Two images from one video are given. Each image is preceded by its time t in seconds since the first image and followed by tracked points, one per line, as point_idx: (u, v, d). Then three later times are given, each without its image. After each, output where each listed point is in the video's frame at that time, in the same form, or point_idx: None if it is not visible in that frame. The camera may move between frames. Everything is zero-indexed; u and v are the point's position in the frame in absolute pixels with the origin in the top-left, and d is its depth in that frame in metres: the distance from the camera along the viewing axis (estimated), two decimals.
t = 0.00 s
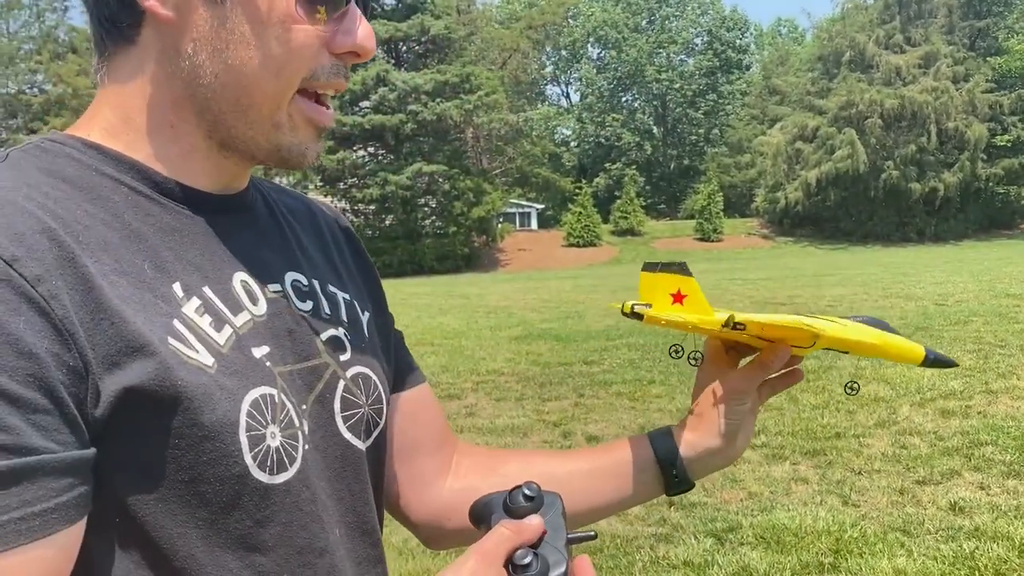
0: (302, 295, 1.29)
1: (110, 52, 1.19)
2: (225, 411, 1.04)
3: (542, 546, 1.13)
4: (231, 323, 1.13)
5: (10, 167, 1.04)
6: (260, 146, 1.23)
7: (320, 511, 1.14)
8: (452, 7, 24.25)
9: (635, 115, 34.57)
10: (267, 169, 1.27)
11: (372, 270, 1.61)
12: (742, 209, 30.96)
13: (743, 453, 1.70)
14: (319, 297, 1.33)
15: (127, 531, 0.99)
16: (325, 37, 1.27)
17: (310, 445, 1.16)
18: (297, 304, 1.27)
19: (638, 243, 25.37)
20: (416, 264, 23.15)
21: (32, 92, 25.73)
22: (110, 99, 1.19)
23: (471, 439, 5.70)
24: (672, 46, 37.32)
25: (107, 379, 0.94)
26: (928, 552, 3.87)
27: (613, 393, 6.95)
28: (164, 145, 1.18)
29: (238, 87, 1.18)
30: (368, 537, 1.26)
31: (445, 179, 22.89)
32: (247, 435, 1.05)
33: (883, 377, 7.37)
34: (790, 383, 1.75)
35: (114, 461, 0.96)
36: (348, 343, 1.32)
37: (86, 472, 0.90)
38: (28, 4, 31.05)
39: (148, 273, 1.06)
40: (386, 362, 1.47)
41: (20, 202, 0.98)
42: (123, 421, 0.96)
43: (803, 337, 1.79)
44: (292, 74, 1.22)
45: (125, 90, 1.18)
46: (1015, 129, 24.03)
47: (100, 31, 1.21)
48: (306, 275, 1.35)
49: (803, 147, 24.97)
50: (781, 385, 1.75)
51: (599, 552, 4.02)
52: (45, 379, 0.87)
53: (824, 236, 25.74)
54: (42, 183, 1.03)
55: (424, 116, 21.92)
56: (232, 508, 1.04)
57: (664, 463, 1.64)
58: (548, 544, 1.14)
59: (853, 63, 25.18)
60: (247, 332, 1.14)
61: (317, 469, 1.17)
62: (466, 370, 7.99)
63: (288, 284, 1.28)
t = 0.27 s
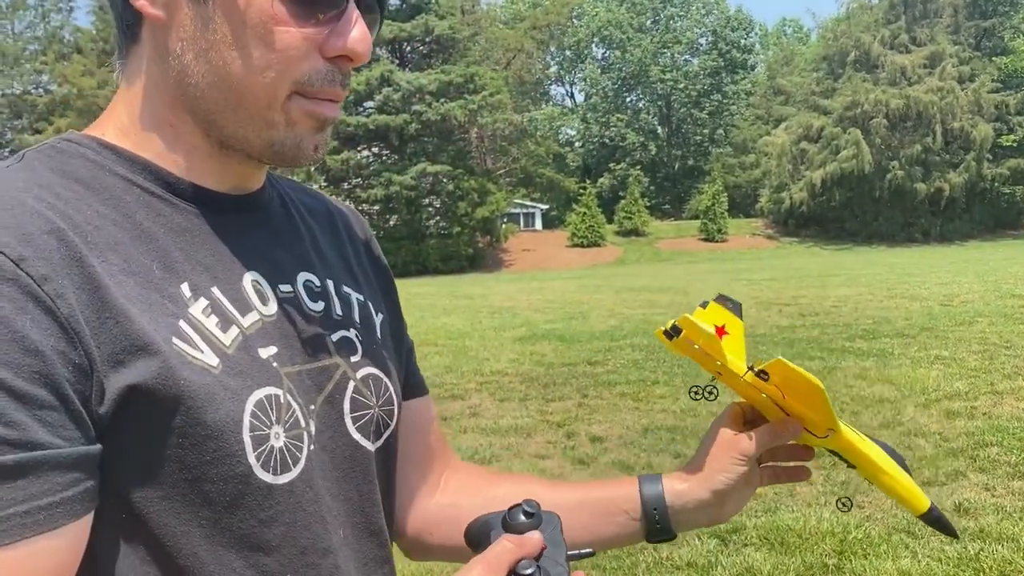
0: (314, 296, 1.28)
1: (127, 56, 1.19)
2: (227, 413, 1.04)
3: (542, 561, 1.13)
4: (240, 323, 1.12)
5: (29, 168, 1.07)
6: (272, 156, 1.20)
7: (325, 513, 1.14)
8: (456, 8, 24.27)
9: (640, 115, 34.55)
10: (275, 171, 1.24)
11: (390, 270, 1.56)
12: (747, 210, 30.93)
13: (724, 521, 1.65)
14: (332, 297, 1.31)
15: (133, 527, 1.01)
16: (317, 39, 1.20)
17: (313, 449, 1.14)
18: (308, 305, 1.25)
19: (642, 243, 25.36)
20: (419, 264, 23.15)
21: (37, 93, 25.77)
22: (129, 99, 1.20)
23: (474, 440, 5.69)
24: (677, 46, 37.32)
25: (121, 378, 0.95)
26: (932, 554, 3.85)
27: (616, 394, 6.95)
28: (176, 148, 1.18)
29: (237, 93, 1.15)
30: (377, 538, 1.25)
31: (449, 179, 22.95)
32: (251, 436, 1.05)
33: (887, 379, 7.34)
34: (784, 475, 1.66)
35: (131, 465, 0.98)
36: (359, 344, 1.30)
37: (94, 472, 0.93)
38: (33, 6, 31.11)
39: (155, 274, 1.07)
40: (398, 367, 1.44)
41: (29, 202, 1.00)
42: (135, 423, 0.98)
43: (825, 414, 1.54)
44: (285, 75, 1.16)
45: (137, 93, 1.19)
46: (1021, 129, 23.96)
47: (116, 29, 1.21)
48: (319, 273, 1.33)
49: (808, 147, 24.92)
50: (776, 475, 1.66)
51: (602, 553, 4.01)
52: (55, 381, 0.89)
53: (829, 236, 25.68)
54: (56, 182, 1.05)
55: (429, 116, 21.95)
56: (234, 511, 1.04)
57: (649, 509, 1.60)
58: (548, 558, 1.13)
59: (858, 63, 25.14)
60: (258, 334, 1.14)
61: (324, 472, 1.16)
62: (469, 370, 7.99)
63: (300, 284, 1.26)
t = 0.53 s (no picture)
0: (313, 293, 1.24)
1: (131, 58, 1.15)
2: (220, 404, 1.01)
3: None
4: (238, 318, 1.09)
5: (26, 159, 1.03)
6: (277, 153, 1.17)
7: (316, 508, 1.11)
8: (450, 7, 24.24)
9: (634, 115, 34.56)
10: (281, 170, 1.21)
11: (390, 269, 1.54)
12: (741, 209, 30.95)
13: None
14: (332, 297, 1.28)
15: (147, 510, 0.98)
16: (332, 52, 1.19)
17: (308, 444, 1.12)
18: (306, 303, 1.22)
19: (635, 243, 25.34)
20: (413, 264, 23.11)
21: (29, 91, 25.64)
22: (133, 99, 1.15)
23: (469, 440, 5.69)
24: (670, 45, 37.35)
25: (131, 353, 0.94)
26: (925, 552, 3.86)
27: (611, 393, 6.95)
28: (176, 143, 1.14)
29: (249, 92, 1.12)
30: (372, 533, 1.23)
31: (443, 179, 22.91)
32: (245, 426, 1.03)
33: (881, 378, 7.36)
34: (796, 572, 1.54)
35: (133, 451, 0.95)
36: (357, 343, 1.27)
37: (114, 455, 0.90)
38: (25, 5, 30.96)
39: (158, 264, 1.04)
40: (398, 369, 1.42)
41: (38, 185, 0.98)
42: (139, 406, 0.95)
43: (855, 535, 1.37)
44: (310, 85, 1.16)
45: (142, 94, 1.14)
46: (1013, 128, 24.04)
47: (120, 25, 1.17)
48: (320, 273, 1.30)
49: (801, 147, 24.96)
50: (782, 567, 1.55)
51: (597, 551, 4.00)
52: (70, 345, 0.88)
53: (823, 236, 25.72)
54: (63, 174, 1.02)
55: (423, 115, 21.96)
56: (231, 501, 1.02)
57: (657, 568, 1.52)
58: None
59: (851, 62, 25.17)
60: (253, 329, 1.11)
61: (316, 468, 1.13)
62: (464, 370, 7.98)
63: (299, 283, 1.23)
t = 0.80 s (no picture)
0: (336, 292, 1.26)
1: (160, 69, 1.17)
2: (251, 393, 1.03)
3: None
4: (265, 309, 1.10)
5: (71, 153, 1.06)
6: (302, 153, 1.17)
7: (342, 501, 1.11)
8: (434, 7, 24.24)
9: (618, 115, 34.65)
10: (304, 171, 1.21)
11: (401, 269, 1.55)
12: (724, 209, 31.05)
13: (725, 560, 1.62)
14: (353, 295, 1.31)
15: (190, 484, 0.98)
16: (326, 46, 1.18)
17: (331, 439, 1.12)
18: (331, 301, 1.24)
19: (619, 243, 25.37)
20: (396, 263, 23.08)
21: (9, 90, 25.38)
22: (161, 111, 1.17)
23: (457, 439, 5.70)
24: (654, 46, 37.46)
25: (173, 333, 0.96)
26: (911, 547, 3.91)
27: (598, 392, 6.97)
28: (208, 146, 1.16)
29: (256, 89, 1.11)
30: (385, 527, 1.22)
31: (427, 179, 22.89)
32: (273, 411, 1.04)
33: (865, 376, 7.42)
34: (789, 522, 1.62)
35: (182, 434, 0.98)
36: (376, 339, 1.29)
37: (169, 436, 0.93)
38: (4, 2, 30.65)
39: (195, 255, 1.05)
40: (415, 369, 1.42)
41: (82, 177, 1.01)
42: (181, 385, 0.97)
43: (834, 469, 1.45)
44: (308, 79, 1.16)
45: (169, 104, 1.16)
46: (992, 129, 24.28)
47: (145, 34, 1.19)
48: (341, 272, 1.32)
49: (784, 147, 25.11)
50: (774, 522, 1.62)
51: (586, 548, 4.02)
52: (119, 324, 0.91)
53: (805, 236, 25.86)
54: (107, 169, 1.05)
55: (407, 115, 21.97)
56: (263, 486, 1.02)
57: (663, 539, 1.58)
58: None
59: (834, 63, 25.31)
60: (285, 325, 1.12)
61: (342, 464, 1.14)
62: (450, 369, 7.97)
63: (323, 281, 1.25)
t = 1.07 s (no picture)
0: (366, 288, 1.26)
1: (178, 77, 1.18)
2: (270, 387, 1.04)
3: None
4: (291, 304, 1.11)
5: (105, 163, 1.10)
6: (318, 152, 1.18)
7: (365, 494, 1.13)
8: (411, 6, 24.23)
9: (593, 115, 34.78)
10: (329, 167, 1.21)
11: (440, 266, 1.55)
12: (699, 208, 31.24)
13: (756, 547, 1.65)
14: (383, 289, 1.30)
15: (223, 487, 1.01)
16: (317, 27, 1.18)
17: (359, 429, 1.14)
18: (360, 297, 1.24)
19: (596, 242, 25.45)
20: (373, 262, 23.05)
21: None
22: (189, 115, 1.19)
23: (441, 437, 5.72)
24: (629, 46, 37.61)
25: (197, 330, 0.99)
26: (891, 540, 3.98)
27: (579, 390, 7.02)
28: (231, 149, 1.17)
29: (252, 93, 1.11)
30: (409, 518, 1.23)
31: (404, 177, 22.91)
32: (292, 407, 1.05)
33: (842, 373, 7.53)
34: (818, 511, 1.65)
35: (209, 430, 1.01)
36: (406, 334, 1.27)
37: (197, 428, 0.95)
38: None
39: (220, 256, 1.08)
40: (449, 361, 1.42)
41: (112, 183, 1.05)
42: (207, 381, 1.00)
43: (866, 460, 1.48)
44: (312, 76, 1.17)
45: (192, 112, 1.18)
46: (962, 130, 24.65)
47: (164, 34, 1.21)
48: (373, 268, 1.32)
49: (758, 147, 25.34)
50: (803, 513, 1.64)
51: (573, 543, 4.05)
52: (145, 322, 0.94)
53: (779, 235, 26.10)
54: (138, 177, 1.08)
55: (384, 113, 21.97)
56: (288, 478, 1.05)
57: (699, 525, 1.60)
58: None
59: (807, 64, 25.58)
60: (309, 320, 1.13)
61: (368, 458, 1.15)
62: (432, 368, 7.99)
63: (353, 276, 1.25)
